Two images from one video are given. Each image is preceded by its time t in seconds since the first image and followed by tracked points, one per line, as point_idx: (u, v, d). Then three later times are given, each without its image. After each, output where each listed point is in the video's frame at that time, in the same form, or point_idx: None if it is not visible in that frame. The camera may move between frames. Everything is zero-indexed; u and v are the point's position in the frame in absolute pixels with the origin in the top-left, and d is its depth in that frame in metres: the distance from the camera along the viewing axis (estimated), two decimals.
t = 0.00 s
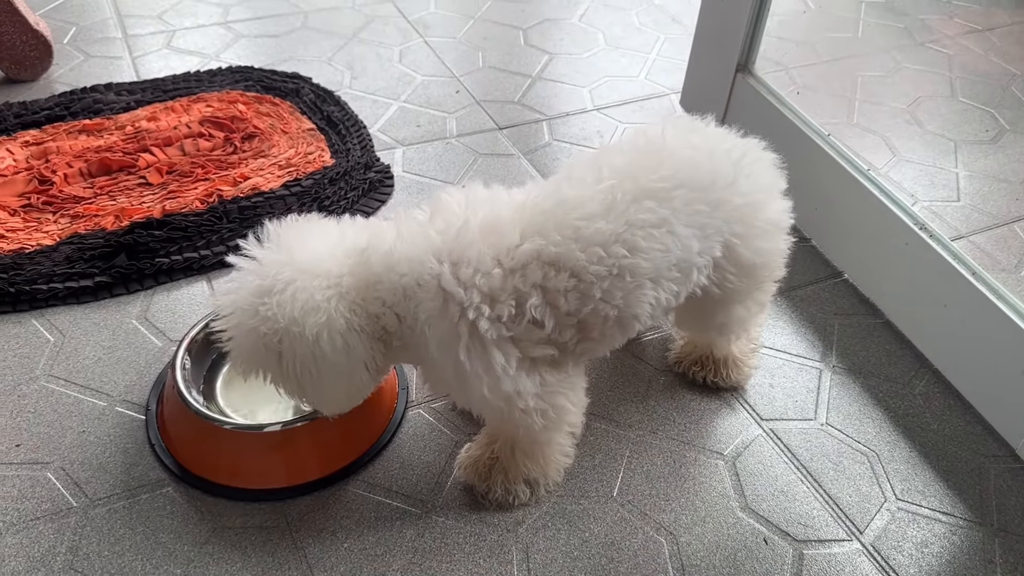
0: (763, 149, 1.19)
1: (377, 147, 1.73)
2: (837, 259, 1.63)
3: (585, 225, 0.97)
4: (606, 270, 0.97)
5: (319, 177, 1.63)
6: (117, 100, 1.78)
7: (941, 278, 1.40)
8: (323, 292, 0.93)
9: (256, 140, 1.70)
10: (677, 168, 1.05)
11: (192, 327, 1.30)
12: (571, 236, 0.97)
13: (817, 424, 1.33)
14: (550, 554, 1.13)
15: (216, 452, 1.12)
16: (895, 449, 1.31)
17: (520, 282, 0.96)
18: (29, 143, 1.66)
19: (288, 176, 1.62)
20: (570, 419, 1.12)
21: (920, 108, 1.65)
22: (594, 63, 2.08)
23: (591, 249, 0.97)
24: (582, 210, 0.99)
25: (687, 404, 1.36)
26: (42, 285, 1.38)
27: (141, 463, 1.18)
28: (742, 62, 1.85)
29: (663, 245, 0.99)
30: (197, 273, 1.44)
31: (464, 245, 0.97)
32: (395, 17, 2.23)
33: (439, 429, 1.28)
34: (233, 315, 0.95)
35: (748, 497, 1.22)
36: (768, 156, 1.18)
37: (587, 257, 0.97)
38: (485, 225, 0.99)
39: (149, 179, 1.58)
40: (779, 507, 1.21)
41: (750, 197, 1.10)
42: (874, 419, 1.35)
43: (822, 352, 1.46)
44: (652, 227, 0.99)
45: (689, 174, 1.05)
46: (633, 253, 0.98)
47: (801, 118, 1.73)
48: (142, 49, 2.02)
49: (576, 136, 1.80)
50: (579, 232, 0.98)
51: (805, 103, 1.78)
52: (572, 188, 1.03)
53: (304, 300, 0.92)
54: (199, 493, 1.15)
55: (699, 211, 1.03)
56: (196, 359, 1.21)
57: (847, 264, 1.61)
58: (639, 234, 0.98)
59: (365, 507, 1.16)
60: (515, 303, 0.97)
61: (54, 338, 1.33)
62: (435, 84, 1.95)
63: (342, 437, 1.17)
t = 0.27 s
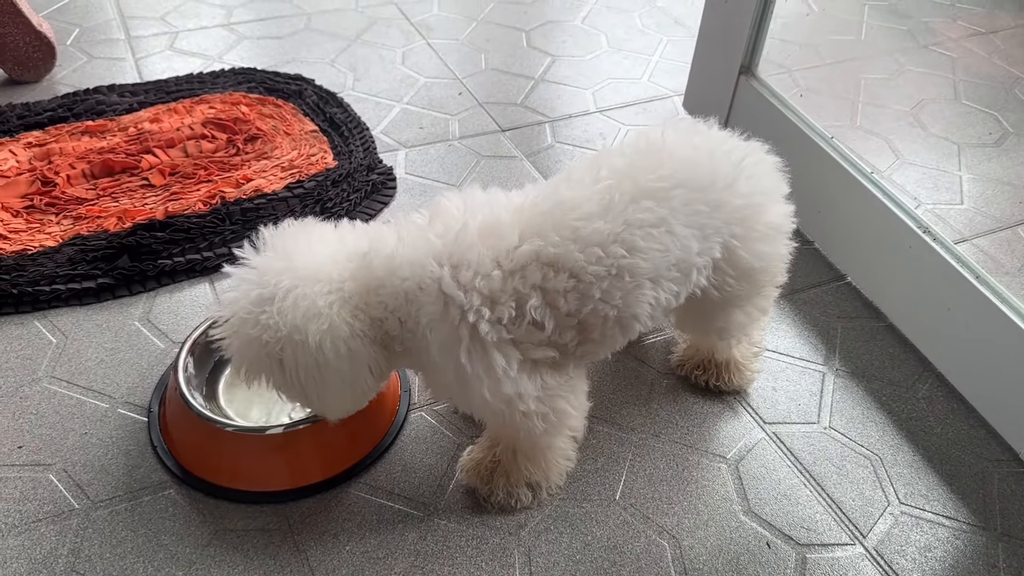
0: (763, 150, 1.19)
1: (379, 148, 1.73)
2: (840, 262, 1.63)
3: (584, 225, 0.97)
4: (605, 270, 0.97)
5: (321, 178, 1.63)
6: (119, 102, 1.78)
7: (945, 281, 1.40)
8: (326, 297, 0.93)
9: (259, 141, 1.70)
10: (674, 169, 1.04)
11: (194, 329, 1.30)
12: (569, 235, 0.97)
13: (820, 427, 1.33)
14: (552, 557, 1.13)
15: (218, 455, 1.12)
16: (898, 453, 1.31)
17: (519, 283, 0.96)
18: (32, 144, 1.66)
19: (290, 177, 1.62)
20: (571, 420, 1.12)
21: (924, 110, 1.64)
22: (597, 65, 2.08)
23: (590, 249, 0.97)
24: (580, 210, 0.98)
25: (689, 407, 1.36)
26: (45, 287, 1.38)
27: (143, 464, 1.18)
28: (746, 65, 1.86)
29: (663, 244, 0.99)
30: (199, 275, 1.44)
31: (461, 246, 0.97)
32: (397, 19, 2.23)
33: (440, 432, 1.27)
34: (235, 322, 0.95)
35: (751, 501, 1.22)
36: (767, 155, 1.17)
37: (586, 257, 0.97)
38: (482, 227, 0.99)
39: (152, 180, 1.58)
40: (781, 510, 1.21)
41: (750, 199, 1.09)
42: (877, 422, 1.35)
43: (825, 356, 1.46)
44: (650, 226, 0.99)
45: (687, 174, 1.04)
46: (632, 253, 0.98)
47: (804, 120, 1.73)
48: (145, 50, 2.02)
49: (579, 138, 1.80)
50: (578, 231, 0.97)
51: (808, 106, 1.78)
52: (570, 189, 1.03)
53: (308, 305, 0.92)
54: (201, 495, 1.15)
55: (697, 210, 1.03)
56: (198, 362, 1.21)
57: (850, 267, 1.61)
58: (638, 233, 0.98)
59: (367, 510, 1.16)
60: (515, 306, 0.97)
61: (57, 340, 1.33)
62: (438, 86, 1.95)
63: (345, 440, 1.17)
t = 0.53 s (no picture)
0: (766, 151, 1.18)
1: (381, 148, 1.73)
2: (842, 262, 1.63)
3: (590, 229, 0.97)
4: (611, 273, 0.97)
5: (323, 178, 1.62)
6: (121, 101, 1.78)
7: (948, 282, 1.39)
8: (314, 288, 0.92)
9: (261, 141, 1.70)
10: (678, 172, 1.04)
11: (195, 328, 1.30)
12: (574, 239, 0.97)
13: (822, 428, 1.33)
14: (554, 557, 1.12)
15: (219, 454, 1.12)
16: (901, 454, 1.30)
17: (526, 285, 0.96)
18: (33, 143, 1.66)
19: (292, 177, 1.61)
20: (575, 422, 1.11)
21: (926, 111, 1.64)
22: (598, 65, 2.08)
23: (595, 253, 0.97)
24: (587, 213, 0.98)
25: (691, 408, 1.35)
26: (46, 286, 1.38)
27: (143, 464, 1.18)
28: (748, 65, 1.86)
29: (666, 249, 0.99)
30: (200, 274, 1.44)
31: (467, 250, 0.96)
32: (399, 19, 2.23)
33: (442, 433, 1.27)
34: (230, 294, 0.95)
35: (753, 501, 1.21)
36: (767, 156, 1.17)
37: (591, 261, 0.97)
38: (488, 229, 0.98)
39: (153, 180, 1.58)
40: (784, 511, 1.21)
41: (753, 200, 1.09)
42: (880, 423, 1.34)
43: (827, 356, 1.45)
44: (654, 232, 0.99)
45: (690, 177, 1.04)
46: (637, 257, 0.98)
47: (807, 121, 1.72)
48: (146, 50, 2.02)
49: (581, 138, 1.79)
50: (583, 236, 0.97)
51: (810, 106, 1.78)
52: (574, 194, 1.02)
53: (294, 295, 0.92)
54: (202, 495, 1.15)
55: (701, 214, 1.03)
56: (199, 361, 1.21)
57: (852, 268, 1.60)
58: (645, 240, 0.98)
59: (368, 510, 1.16)
60: (517, 305, 0.96)
61: (58, 339, 1.32)
62: (439, 86, 1.95)
63: (346, 439, 1.17)
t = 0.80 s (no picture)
0: (768, 151, 1.18)
1: (380, 148, 1.72)
2: (842, 263, 1.62)
3: (590, 223, 0.97)
4: (611, 267, 0.97)
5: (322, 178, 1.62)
6: (120, 101, 1.78)
7: (947, 283, 1.39)
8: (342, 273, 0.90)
9: (259, 141, 1.70)
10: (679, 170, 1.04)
11: (193, 329, 1.30)
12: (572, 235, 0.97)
13: (821, 429, 1.32)
14: (552, 559, 1.12)
15: (217, 455, 1.12)
16: (901, 455, 1.30)
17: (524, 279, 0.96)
18: (32, 143, 1.66)
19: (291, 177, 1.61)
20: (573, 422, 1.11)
21: (926, 112, 1.63)
22: (598, 65, 2.08)
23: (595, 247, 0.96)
24: (586, 208, 0.98)
25: (690, 409, 1.35)
26: (44, 286, 1.38)
27: (141, 465, 1.17)
28: (748, 65, 1.85)
29: (666, 242, 0.99)
30: (199, 275, 1.44)
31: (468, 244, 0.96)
32: (399, 20, 2.22)
33: (440, 433, 1.27)
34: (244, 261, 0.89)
35: (752, 503, 1.21)
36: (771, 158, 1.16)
37: (590, 256, 0.96)
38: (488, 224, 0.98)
39: (152, 180, 1.58)
40: (783, 513, 1.20)
41: (753, 198, 1.09)
42: (879, 424, 1.34)
43: (827, 357, 1.45)
44: (655, 225, 0.99)
45: (691, 176, 1.03)
46: (636, 256, 0.98)
47: (807, 121, 1.72)
48: (145, 50, 2.02)
49: (580, 139, 1.79)
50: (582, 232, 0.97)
51: (810, 107, 1.77)
52: (571, 189, 1.02)
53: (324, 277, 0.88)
54: (199, 496, 1.15)
55: (702, 213, 1.03)
56: (197, 362, 1.21)
57: (851, 269, 1.60)
58: (646, 235, 0.98)
59: (366, 511, 1.15)
60: (514, 305, 0.96)
61: (56, 339, 1.32)
62: (439, 86, 1.95)
63: (345, 440, 1.17)
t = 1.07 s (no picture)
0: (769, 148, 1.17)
1: (379, 147, 1.72)
2: (842, 262, 1.62)
3: (593, 218, 0.98)
4: (614, 262, 0.97)
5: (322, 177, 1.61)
6: (119, 100, 1.78)
7: (948, 281, 1.39)
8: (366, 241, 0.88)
9: (259, 140, 1.69)
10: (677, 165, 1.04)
11: (194, 328, 1.29)
12: (573, 228, 0.97)
13: (821, 428, 1.32)
14: (552, 557, 1.12)
15: (217, 454, 1.12)
16: (901, 454, 1.30)
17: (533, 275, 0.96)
18: (31, 142, 1.65)
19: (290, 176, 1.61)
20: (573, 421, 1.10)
21: (926, 110, 1.64)
22: (598, 64, 2.07)
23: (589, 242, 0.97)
24: (587, 203, 0.99)
25: (691, 408, 1.35)
26: (44, 285, 1.38)
27: (141, 464, 1.17)
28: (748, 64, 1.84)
29: (665, 238, 0.99)
30: (199, 274, 1.44)
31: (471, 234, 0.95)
32: (398, 18, 2.22)
33: (440, 432, 1.27)
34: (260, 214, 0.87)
35: (752, 501, 1.21)
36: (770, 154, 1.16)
37: (594, 251, 0.97)
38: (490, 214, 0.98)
39: (151, 179, 1.58)
40: (783, 511, 1.20)
41: (751, 195, 1.09)
42: (879, 423, 1.34)
43: (827, 356, 1.45)
44: (655, 225, 0.99)
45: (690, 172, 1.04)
46: (636, 255, 0.98)
47: (808, 120, 1.72)
48: (145, 49, 2.01)
49: (579, 138, 1.79)
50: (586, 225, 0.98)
51: (810, 105, 1.77)
52: (573, 181, 1.03)
53: (349, 245, 0.86)
54: (199, 495, 1.15)
55: (700, 207, 1.03)
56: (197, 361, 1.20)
57: (851, 267, 1.60)
58: (646, 230, 0.98)
59: (367, 509, 1.16)
60: (514, 304, 0.96)
61: (56, 338, 1.32)
62: (438, 85, 1.95)
63: (345, 439, 1.17)
